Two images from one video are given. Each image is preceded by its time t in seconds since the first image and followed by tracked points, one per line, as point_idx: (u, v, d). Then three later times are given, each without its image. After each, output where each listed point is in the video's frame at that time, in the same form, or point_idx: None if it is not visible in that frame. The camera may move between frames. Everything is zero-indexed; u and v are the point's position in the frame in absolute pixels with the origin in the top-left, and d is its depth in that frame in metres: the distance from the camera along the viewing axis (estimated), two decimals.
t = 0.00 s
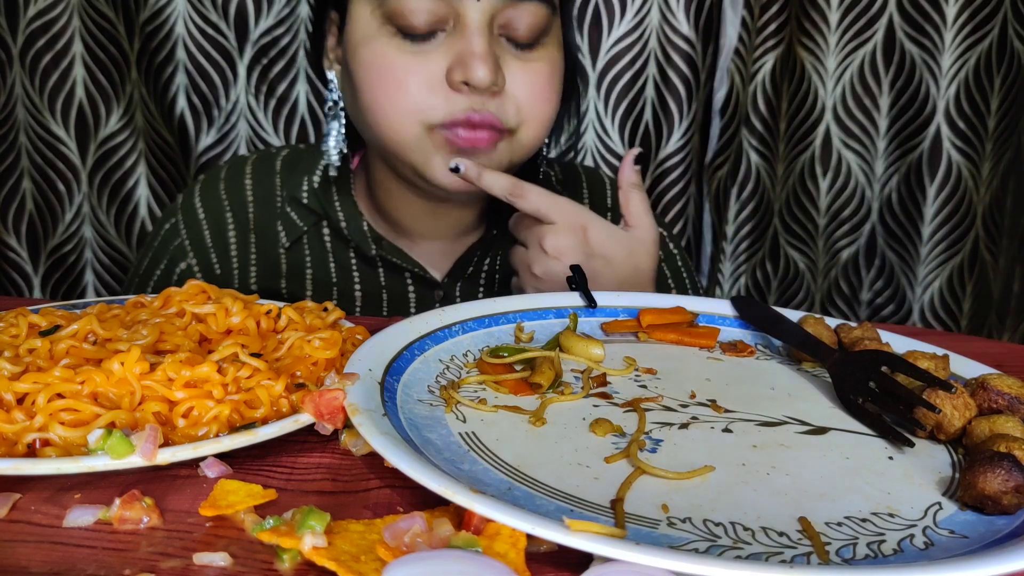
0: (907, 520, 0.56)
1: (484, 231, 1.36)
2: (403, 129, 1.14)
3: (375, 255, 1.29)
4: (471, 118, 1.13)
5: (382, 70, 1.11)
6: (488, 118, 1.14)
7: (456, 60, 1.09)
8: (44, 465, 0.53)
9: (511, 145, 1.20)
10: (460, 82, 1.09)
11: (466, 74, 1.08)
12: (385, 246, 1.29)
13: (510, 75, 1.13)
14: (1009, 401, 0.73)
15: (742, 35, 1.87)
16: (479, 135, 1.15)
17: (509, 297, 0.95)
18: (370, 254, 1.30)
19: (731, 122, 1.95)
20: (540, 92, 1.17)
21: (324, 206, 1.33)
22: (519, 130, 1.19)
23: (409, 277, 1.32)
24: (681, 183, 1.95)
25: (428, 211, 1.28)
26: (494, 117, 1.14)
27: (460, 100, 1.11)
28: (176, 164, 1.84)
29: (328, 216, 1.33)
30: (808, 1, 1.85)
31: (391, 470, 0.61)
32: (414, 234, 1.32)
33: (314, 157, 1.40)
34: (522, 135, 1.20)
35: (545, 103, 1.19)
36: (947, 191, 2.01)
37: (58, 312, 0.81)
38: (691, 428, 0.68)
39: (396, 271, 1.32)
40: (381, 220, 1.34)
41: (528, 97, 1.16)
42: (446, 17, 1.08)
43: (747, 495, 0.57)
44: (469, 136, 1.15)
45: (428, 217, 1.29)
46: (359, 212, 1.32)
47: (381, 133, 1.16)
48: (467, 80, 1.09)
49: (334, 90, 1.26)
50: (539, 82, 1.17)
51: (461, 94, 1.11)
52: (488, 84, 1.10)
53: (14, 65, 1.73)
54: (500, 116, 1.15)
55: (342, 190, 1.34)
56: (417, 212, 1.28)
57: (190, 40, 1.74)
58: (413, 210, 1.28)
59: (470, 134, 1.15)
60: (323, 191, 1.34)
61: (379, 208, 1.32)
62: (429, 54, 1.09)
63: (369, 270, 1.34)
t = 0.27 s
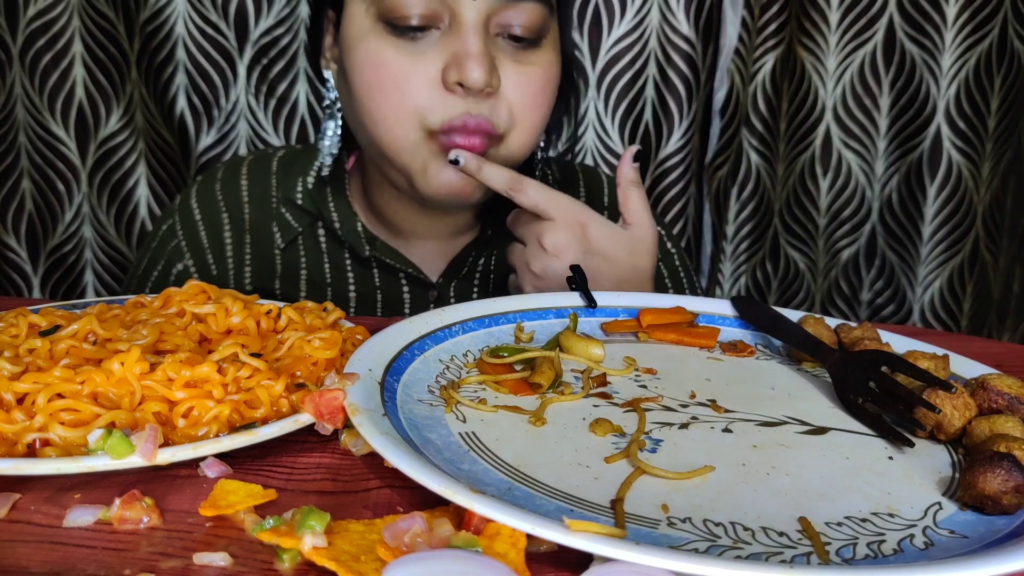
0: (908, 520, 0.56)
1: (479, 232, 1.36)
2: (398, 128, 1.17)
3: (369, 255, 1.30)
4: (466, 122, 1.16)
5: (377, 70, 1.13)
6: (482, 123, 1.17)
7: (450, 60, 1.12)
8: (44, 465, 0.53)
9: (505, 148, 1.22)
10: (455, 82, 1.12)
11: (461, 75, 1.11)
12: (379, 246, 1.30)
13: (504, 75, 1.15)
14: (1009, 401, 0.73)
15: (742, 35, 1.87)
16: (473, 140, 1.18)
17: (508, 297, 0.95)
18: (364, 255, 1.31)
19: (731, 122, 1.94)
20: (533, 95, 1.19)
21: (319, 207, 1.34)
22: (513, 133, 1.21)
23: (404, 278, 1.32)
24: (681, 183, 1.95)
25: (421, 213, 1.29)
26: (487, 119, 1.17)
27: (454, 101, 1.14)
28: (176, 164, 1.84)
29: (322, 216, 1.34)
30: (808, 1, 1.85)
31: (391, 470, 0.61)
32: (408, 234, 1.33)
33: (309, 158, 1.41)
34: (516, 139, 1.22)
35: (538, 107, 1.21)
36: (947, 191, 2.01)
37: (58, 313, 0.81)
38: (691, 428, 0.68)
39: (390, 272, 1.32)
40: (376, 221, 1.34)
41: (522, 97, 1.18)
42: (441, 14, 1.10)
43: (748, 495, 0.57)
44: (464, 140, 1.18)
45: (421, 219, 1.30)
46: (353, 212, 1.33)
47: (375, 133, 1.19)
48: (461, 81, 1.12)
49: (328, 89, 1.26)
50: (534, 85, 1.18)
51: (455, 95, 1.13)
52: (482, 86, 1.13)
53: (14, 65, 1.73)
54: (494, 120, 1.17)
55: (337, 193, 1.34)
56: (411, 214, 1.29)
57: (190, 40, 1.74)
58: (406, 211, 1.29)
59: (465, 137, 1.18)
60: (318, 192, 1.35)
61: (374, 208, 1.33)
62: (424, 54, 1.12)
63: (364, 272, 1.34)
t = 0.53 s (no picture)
0: (908, 520, 0.56)
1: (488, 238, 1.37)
2: (404, 118, 1.19)
3: (375, 258, 1.31)
4: (473, 110, 1.17)
5: (383, 63, 1.15)
6: (487, 111, 1.18)
7: (457, 51, 1.14)
8: (44, 465, 0.53)
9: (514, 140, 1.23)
10: (461, 73, 1.14)
11: (467, 65, 1.13)
12: (385, 249, 1.31)
13: (511, 66, 1.16)
14: (1009, 401, 0.73)
15: (742, 35, 1.86)
16: (480, 128, 1.19)
17: (509, 297, 0.95)
18: (370, 257, 1.32)
19: (731, 122, 1.93)
20: (542, 88, 1.21)
21: (324, 207, 1.33)
22: (522, 126, 1.22)
23: (409, 282, 1.34)
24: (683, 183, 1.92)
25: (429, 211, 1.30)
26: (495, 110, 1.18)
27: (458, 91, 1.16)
28: (176, 164, 1.84)
29: (328, 215, 1.34)
30: (808, 2, 1.86)
31: (391, 470, 0.61)
32: (412, 237, 1.33)
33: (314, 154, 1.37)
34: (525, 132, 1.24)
35: (547, 98, 1.23)
36: (949, 190, 2.01)
37: (59, 313, 0.81)
38: (691, 428, 0.68)
39: (395, 275, 1.34)
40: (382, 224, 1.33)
41: (530, 91, 1.20)
42: (448, 7, 1.12)
43: (748, 495, 0.57)
44: (471, 128, 1.19)
45: (429, 219, 1.31)
46: (359, 214, 1.32)
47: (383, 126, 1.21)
48: (468, 71, 1.14)
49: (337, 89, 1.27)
50: (541, 77, 1.20)
51: (462, 85, 1.15)
52: (489, 74, 1.14)
53: (14, 64, 1.74)
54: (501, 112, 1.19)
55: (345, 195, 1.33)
56: (417, 213, 1.30)
57: (189, 39, 1.74)
58: (416, 212, 1.30)
59: (472, 126, 1.19)
60: (325, 192, 1.33)
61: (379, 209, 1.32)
62: (429, 46, 1.13)
63: (368, 274, 1.34)
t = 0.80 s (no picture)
0: (908, 520, 0.56)
1: (499, 247, 1.36)
2: (388, 134, 1.09)
3: (384, 266, 1.28)
4: (454, 117, 1.06)
5: (361, 73, 1.06)
6: (470, 117, 1.07)
7: (433, 54, 1.02)
8: (44, 465, 0.53)
9: (501, 145, 1.12)
10: (438, 76, 1.02)
11: (443, 67, 1.01)
12: (395, 257, 1.27)
13: (490, 66, 1.05)
14: (1009, 401, 0.73)
15: (742, 35, 1.86)
16: (464, 139, 1.09)
17: (509, 297, 0.95)
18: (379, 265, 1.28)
19: (731, 122, 1.94)
20: (527, 87, 1.10)
21: (334, 215, 1.32)
22: (505, 128, 1.11)
23: (419, 290, 1.30)
24: (681, 182, 1.95)
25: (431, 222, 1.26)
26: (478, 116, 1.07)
27: (439, 100, 1.05)
28: (176, 164, 1.84)
29: (338, 223, 1.32)
30: (809, 2, 1.84)
31: (391, 471, 0.61)
32: (424, 247, 1.32)
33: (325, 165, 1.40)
34: (512, 133, 1.13)
35: (533, 97, 1.12)
36: (949, 189, 2.01)
37: (59, 313, 0.81)
38: (691, 428, 0.68)
39: (405, 283, 1.30)
40: (391, 231, 1.33)
41: (513, 92, 1.09)
42: (422, 9, 1.02)
43: (748, 496, 0.57)
44: (457, 138, 1.08)
45: (434, 229, 1.27)
46: (369, 222, 1.30)
47: (371, 144, 1.12)
48: (444, 74, 1.02)
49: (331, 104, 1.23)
50: (524, 76, 1.09)
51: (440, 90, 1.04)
52: (466, 76, 1.03)
53: (14, 65, 1.73)
54: (484, 117, 1.08)
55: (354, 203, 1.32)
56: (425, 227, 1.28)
57: (189, 40, 1.74)
58: (421, 224, 1.27)
59: (456, 135, 1.08)
60: (333, 200, 1.33)
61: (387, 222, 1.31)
62: (405, 51, 1.03)
63: (379, 282, 1.33)
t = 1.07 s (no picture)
0: (907, 520, 0.56)
1: (518, 246, 1.35)
2: (401, 126, 1.09)
3: (403, 266, 1.29)
4: (464, 107, 1.06)
5: (373, 69, 1.07)
6: (480, 108, 1.06)
7: (442, 49, 1.03)
8: (44, 465, 0.53)
9: (514, 135, 1.11)
10: (447, 71, 1.02)
11: (452, 62, 1.01)
12: (414, 258, 1.28)
13: (502, 58, 1.05)
14: (1009, 401, 0.73)
15: (742, 35, 1.87)
16: (476, 127, 1.08)
17: (509, 297, 0.95)
18: (398, 266, 1.29)
19: (731, 122, 1.94)
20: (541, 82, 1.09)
21: (352, 213, 1.32)
22: (519, 118, 1.10)
23: (437, 290, 1.31)
24: (682, 182, 1.95)
25: (445, 214, 1.25)
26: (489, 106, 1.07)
27: (447, 91, 1.04)
28: (177, 164, 1.84)
29: (356, 222, 1.32)
30: (809, 1, 1.84)
31: (391, 470, 0.61)
32: (439, 246, 1.32)
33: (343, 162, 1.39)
34: (526, 124, 1.12)
35: (548, 89, 1.11)
36: (950, 189, 2.01)
37: (59, 313, 0.81)
38: (691, 428, 0.68)
39: (424, 283, 1.32)
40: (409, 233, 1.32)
41: (526, 83, 1.08)
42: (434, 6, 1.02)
43: (748, 495, 0.57)
44: (467, 127, 1.08)
45: (448, 223, 1.27)
46: (387, 223, 1.30)
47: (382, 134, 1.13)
48: (453, 69, 1.02)
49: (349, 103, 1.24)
50: (538, 68, 1.08)
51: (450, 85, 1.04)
52: (476, 69, 1.02)
53: (14, 65, 1.73)
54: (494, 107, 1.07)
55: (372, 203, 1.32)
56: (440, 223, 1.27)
57: (189, 40, 1.74)
58: (436, 219, 1.26)
59: (467, 125, 1.08)
60: (352, 199, 1.33)
61: (403, 218, 1.30)
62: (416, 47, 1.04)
63: (397, 283, 1.33)
